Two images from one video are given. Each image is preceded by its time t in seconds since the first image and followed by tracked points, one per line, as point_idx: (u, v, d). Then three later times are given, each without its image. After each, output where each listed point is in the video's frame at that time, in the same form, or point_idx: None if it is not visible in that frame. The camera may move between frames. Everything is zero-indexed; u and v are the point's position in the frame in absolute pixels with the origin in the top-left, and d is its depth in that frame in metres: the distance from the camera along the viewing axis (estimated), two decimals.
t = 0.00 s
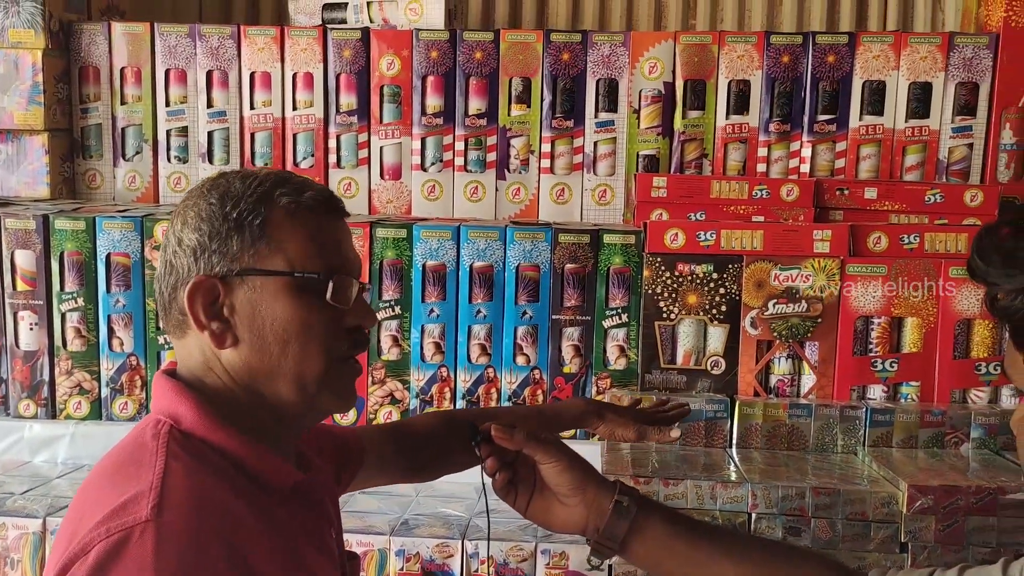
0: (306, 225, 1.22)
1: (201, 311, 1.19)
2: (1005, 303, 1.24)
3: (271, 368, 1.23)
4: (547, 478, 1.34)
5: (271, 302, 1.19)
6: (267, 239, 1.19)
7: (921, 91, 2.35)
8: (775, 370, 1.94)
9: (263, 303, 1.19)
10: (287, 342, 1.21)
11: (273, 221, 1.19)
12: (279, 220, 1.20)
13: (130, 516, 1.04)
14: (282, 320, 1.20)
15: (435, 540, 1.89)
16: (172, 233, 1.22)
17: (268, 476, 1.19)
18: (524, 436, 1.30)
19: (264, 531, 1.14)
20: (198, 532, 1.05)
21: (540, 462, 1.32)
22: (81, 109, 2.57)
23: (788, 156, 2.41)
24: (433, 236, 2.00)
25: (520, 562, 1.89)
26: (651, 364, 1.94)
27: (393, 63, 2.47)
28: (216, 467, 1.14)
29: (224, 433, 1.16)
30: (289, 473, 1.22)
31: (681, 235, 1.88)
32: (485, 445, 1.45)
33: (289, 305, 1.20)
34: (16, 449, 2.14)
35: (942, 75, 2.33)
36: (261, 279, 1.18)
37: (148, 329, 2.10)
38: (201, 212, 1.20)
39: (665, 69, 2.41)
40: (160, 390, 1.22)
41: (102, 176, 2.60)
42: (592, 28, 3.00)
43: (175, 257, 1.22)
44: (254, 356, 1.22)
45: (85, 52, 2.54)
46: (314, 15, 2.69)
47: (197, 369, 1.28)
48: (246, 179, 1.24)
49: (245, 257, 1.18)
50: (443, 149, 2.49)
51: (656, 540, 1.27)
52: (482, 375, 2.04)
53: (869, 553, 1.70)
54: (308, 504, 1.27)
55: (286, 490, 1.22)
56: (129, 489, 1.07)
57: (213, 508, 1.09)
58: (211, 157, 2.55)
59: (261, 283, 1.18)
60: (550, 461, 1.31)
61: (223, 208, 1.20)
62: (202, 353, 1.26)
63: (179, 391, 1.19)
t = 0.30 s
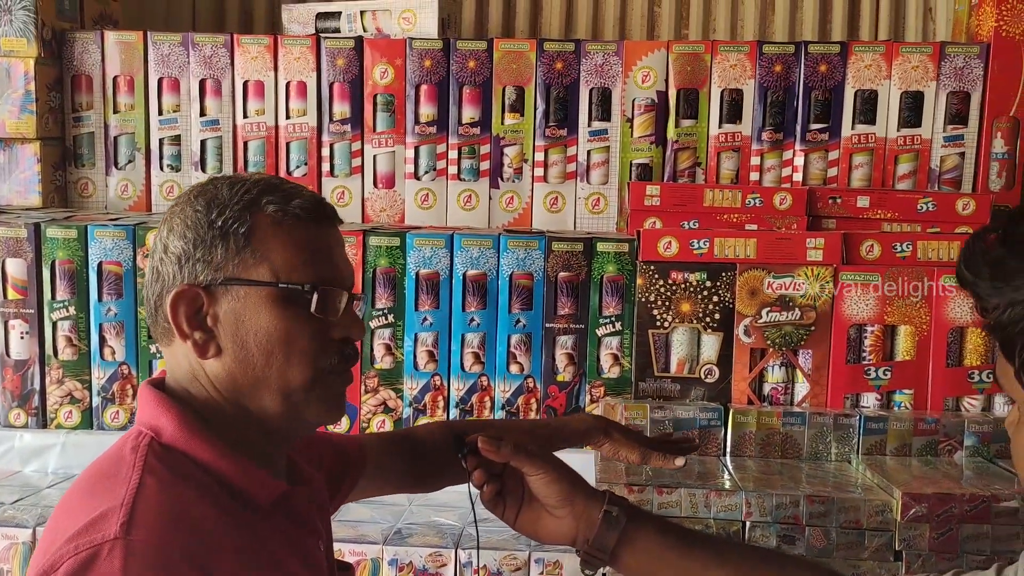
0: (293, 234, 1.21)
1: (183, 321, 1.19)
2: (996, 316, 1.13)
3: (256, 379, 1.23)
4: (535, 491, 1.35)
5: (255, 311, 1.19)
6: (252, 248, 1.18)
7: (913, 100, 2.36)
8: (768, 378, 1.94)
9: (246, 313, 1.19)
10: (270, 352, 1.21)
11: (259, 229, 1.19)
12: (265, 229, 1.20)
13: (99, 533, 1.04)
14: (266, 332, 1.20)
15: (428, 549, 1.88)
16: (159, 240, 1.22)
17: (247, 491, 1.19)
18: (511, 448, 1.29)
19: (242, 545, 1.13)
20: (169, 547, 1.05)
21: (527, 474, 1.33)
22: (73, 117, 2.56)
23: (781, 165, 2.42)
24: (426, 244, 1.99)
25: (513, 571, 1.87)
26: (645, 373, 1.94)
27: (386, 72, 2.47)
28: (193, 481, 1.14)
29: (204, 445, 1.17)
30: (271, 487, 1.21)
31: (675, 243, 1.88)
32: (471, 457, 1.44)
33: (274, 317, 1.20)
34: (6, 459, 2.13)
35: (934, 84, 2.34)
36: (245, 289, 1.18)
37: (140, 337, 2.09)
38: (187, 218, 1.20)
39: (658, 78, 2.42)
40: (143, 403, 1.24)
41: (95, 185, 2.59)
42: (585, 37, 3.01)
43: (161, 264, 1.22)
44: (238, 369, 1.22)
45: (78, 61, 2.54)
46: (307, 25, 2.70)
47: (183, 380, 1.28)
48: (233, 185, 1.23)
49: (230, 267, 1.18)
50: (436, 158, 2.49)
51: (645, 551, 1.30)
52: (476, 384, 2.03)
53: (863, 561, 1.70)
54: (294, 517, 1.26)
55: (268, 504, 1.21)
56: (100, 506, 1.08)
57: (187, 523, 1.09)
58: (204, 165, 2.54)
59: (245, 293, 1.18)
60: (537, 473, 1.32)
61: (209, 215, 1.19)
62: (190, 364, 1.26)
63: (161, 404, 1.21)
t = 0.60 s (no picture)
0: (291, 236, 1.21)
1: (181, 324, 1.18)
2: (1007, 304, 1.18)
3: (253, 382, 1.22)
4: (523, 500, 1.34)
5: (252, 314, 1.18)
6: (250, 251, 1.18)
7: (910, 103, 2.36)
8: (766, 381, 1.93)
9: (243, 316, 1.18)
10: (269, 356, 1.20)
11: (256, 232, 1.19)
12: (262, 232, 1.19)
13: (97, 526, 1.03)
14: (263, 335, 1.19)
15: (424, 552, 1.87)
16: (157, 242, 1.22)
17: (245, 490, 1.17)
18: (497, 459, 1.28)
19: (239, 544, 1.13)
20: (166, 544, 1.04)
21: (515, 483, 1.32)
22: (69, 120, 2.55)
23: (778, 167, 2.41)
24: (422, 247, 1.99)
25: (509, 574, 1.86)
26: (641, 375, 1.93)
27: (383, 75, 2.46)
28: (191, 478, 1.13)
29: (202, 443, 1.16)
30: (269, 486, 1.20)
31: (672, 245, 1.88)
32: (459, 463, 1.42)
33: (272, 320, 1.19)
34: None
35: (931, 87, 2.34)
36: (242, 293, 1.18)
37: (135, 340, 2.08)
38: (185, 221, 1.20)
39: (655, 81, 2.42)
40: (143, 401, 1.23)
41: (90, 187, 2.58)
42: (582, 40, 3.01)
43: (159, 266, 1.21)
44: (235, 371, 1.21)
45: (74, 63, 2.53)
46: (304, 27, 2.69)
47: (182, 380, 1.27)
48: (232, 187, 1.23)
49: (227, 269, 1.18)
50: (433, 161, 2.48)
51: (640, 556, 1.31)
52: (473, 387, 2.02)
53: (862, 564, 1.69)
54: (290, 518, 1.24)
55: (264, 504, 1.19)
56: (99, 500, 1.07)
57: (184, 520, 1.08)
58: (200, 168, 2.54)
59: (242, 296, 1.18)
60: (526, 482, 1.32)
61: (207, 217, 1.19)
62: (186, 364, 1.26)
63: (161, 401, 1.20)
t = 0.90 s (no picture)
0: (291, 234, 1.21)
1: (180, 325, 1.18)
2: (991, 311, 1.05)
3: (254, 380, 1.22)
4: (523, 500, 1.33)
5: (254, 317, 1.19)
6: (250, 251, 1.18)
7: (912, 103, 2.35)
8: (767, 381, 1.92)
9: (244, 316, 1.19)
10: (269, 356, 1.20)
11: (256, 231, 1.19)
12: (263, 231, 1.19)
13: (73, 531, 1.06)
14: (265, 336, 1.19)
15: (424, 552, 1.87)
16: (152, 240, 1.21)
17: (231, 493, 1.19)
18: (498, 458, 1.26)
19: (222, 546, 1.15)
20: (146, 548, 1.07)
21: (517, 484, 1.30)
22: (70, 121, 2.56)
23: (780, 167, 2.41)
24: (422, 246, 1.98)
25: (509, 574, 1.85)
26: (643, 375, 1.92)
27: (383, 75, 2.46)
28: (175, 481, 1.16)
29: (189, 446, 1.19)
30: (256, 488, 1.22)
31: (673, 245, 1.87)
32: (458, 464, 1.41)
33: (274, 319, 1.19)
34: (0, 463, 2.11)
35: (933, 86, 2.33)
36: (243, 292, 1.18)
37: (135, 341, 2.08)
38: (182, 219, 1.19)
39: (656, 81, 2.41)
40: (135, 400, 1.25)
41: (92, 189, 2.58)
42: (584, 41, 3.01)
43: (154, 264, 1.20)
44: (235, 371, 1.22)
45: (75, 64, 2.53)
46: (304, 28, 2.69)
47: (179, 379, 1.27)
48: (229, 184, 1.22)
49: (227, 269, 1.18)
50: (434, 161, 2.48)
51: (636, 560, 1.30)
52: (473, 387, 2.02)
53: (864, 564, 1.68)
54: (280, 519, 1.26)
55: (251, 505, 1.21)
56: (79, 504, 1.10)
57: (161, 524, 1.10)
58: (200, 169, 2.54)
59: (244, 297, 1.18)
60: (526, 483, 1.30)
61: (205, 215, 1.18)
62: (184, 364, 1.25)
63: (150, 402, 1.22)
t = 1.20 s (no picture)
0: (301, 232, 1.23)
1: (193, 323, 1.18)
2: (982, 300, 1.04)
3: (266, 377, 1.23)
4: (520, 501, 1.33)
5: (266, 316, 1.20)
6: (263, 250, 1.19)
7: (916, 100, 2.33)
8: (770, 379, 1.90)
9: (257, 314, 1.20)
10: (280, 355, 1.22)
11: (268, 230, 1.20)
12: (275, 229, 1.20)
13: (65, 534, 1.06)
14: (269, 334, 1.21)
15: (423, 551, 1.86)
16: (158, 236, 1.20)
17: (225, 492, 1.18)
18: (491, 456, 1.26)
19: (214, 546, 1.14)
20: (136, 549, 1.06)
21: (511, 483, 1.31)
22: (72, 120, 2.56)
23: (783, 166, 2.40)
24: (423, 245, 1.98)
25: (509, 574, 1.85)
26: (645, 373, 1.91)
27: (385, 74, 2.46)
28: (167, 481, 1.15)
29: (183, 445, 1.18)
30: (251, 487, 1.20)
31: (674, 243, 1.86)
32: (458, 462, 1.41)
33: (278, 318, 1.20)
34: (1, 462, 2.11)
35: (937, 84, 2.32)
36: (257, 291, 1.19)
37: (136, 339, 2.08)
38: (191, 216, 1.19)
39: (658, 79, 2.40)
40: (130, 398, 1.25)
41: (94, 188, 2.58)
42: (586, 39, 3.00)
43: (160, 260, 1.20)
44: (247, 372, 1.22)
45: (77, 64, 2.53)
46: (306, 27, 2.70)
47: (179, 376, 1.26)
48: (237, 181, 1.22)
49: (239, 267, 1.18)
50: (436, 160, 2.47)
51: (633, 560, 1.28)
52: (474, 386, 2.01)
53: (866, 564, 1.67)
54: (275, 518, 1.26)
55: (246, 505, 1.20)
56: (72, 506, 1.10)
57: (153, 525, 1.10)
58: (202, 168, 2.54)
59: (257, 296, 1.19)
60: (521, 482, 1.31)
61: (215, 213, 1.19)
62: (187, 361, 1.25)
63: (145, 401, 1.21)
